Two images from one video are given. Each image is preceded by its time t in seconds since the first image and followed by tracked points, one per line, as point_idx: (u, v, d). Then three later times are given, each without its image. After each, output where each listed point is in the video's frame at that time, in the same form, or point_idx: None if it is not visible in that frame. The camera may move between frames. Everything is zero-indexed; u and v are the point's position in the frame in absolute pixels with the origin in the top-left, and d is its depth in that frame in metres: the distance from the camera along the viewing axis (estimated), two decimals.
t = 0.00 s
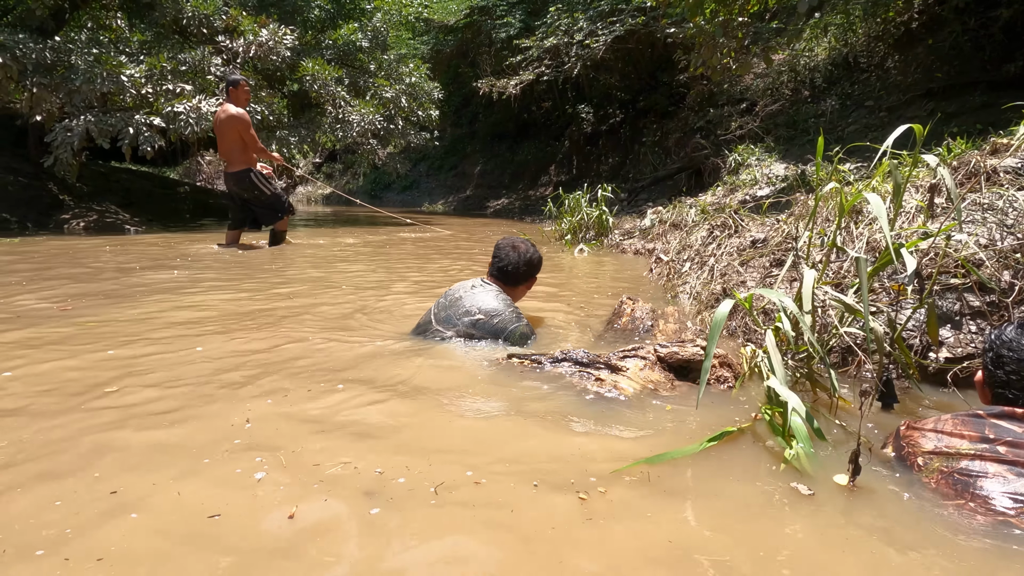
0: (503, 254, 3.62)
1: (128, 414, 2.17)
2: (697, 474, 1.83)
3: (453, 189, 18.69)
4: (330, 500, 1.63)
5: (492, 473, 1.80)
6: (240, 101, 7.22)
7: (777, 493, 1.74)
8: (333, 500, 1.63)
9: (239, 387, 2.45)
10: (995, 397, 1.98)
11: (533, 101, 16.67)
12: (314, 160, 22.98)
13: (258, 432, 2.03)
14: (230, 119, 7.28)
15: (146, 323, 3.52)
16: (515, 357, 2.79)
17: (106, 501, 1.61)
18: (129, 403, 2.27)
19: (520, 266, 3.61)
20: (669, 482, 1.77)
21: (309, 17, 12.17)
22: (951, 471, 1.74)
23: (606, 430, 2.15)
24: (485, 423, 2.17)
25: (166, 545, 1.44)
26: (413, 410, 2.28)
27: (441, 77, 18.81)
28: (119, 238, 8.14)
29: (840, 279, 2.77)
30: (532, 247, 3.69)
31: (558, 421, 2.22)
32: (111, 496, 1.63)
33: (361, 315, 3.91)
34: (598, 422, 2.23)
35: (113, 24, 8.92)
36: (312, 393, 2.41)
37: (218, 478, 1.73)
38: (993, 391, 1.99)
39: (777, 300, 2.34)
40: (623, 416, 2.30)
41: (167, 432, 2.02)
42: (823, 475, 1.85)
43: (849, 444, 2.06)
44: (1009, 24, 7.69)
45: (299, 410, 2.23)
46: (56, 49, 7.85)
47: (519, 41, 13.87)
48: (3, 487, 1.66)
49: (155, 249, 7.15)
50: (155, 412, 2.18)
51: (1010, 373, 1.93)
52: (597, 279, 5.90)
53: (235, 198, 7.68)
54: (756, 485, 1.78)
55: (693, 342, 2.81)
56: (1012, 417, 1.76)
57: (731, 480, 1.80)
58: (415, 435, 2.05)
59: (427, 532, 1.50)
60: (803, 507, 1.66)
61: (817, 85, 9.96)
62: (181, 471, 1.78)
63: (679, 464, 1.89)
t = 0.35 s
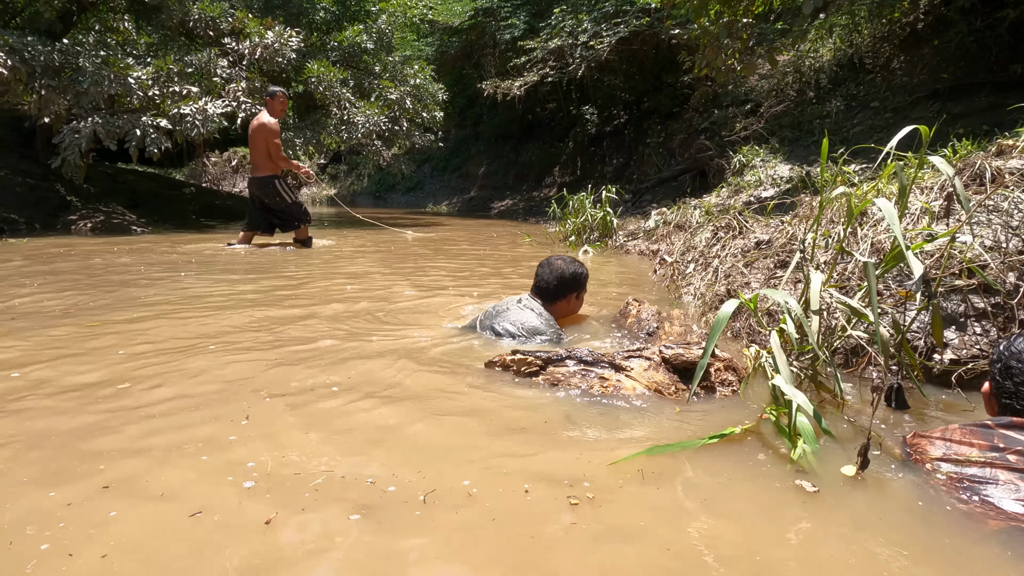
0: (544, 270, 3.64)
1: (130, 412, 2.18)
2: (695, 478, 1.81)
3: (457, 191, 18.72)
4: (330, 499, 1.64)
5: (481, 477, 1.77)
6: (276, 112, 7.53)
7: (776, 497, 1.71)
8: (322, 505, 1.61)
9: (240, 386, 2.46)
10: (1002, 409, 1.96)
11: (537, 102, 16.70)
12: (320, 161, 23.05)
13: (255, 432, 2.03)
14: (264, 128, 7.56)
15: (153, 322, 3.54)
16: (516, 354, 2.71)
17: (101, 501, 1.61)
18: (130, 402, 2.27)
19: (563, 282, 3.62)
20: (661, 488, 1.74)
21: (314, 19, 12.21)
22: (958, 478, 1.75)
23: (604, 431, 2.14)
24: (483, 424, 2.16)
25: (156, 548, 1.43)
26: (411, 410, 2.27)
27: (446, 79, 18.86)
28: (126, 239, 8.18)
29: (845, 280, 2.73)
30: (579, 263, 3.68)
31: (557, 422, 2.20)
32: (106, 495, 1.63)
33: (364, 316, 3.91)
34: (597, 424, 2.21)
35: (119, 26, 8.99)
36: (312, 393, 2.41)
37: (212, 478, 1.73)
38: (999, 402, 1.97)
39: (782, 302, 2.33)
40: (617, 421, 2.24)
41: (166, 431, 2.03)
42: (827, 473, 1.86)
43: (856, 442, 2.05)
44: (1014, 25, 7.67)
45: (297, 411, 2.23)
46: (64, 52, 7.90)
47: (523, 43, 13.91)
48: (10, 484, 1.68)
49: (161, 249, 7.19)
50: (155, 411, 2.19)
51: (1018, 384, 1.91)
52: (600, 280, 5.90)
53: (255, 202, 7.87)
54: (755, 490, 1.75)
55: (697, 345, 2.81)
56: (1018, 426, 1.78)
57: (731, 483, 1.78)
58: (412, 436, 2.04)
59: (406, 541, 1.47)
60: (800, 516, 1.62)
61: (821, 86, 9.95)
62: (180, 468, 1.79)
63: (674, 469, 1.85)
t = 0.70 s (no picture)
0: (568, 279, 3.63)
1: (124, 412, 2.18)
2: (687, 482, 1.80)
3: (459, 191, 18.76)
4: (319, 501, 1.64)
5: (466, 482, 1.76)
6: (304, 116, 8.14)
7: (767, 502, 1.70)
8: (306, 509, 1.60)
9: (234, 386, 2.47)
10: (991, 422, 1.96)
11: (539, 103, 16.71)
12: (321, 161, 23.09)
13: (245, 434, 2.03)
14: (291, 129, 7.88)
15: (152, 322, 3.56)
16: (510, 357, 2.75)
17: (88, 503, 1.61)
18: (124, 402, 2.28)
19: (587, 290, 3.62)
20: (650, 495, 1.72)
21: (316, 20, 12.23)
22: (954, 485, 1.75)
23: (595, 433, 2.14)
24: (475, 426, 2.16)
25: (139, 550, 1.43)
26: (403, 412, 2.26)
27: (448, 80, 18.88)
28: (128, 239, 8.21)
29: (843, 283, 2.73)
30: (600, 268, 3.66)
31: (549, 425, 2.20)
32: (98, 495, 1.65)
33: (362, 317, 3.92)
34: (589, 426, 2.21)
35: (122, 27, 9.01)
36: (306, 393, 2.42)
37: (198, 480, 1.73)
38: (989, 415, 1.97)
39: (779, 304, 2.34)
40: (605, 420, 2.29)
41: (158, 432, 2.03)
42: (823, 475, 1.86)
43: (854, 444, 2.05)
44: (1016, 25, 7.67)
45: (290, 412, 2.23)
46: (67, 53, 7.93)
47: (525, 44, 13.93)
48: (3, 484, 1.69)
49: (162, 250, 7.21)
50: (149, 412, 2.20)
51: (1006, 397, 1.92)
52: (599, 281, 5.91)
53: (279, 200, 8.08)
54: (747, 495, 1.73)
55: (691, 348, 2.80)
56: (1006, 438, 1.77)
57: (725, 486, 1.78)
58: (404, 437, 2.05)
59: (382, 548, 1.46)
60: (790, 523, 1.60)
61: (823, 87, 9.95)
62: (172, 468, 1.80)
63: (664, 475, 1.83)
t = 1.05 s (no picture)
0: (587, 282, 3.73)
1: (118, 413, 2.18)
2: (685, 486, 1.79)
3: (459, 191, 18.77)
4: (316, 501, 1.65)
5: (458, 484, 1.76)
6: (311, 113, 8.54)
7: (764, 507, 1.69)
8: (296, 512, 1.59)
9: (230, 387, 2.46)
10: (995, 435, 1.96)
11: (539, 103, 16.72)
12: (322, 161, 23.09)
13: (238, 435, 2.02)
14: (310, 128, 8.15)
15: (153, 323, 3.57)
16: (506, 360, 2.82)
17: (82, 504, 1.61)
18: (123, 403, 2.28)
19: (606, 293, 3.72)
20: (644, 499, 1.71)
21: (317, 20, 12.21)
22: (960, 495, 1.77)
23: (591, 433, 2.14)
24: (472, 426, 2.16)
25: (131, 553, 1.43)
26: (398, 413, 2.26)
27: (448, 80, 18.88)
28: (129, 239, 8.21)
29: (843, 286, 2.73)
30: (619, 271, 3.74)
31: (544, 426, 2.20)
32: (100, 495, 1.66)
33: (361, 317, 3.92)
34: (584, 428, 2.21)
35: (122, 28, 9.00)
36: (302, 394, 2.41)
37: (193, 482, 1.73)
38: (993, 429, 1.98)
39: (780, 309, 2.35)
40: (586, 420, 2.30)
41: (152, 433, 2.03)
42: (826, 477, 1.87)
43: (857, 448, 2.06)
44: (1017, 26, 7.68)
45: (284, 413, 2.22)
46: (68, 53, 7.94)
47: (526, 44, 13.94)
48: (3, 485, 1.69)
49: (163, 250, 7.21)
50: (144, 413, 2.19)
51: (1011, 411, 1.92)
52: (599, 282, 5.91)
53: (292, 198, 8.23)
54: (744, 499, 1.73)
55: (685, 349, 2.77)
56: (1010, 453, 1.82)
57: (725, 491, 1.78)
58: (403, 437, 2.05)
59: (367, 552, 1.45)
60: (786, 529, 1.59)
61: (823, 88, 9.96)
62: (172, 468, 1.80)
63: (658, 479, 1.83)
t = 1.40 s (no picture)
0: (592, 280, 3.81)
1: (102, 411, 2.17)
2: (668, 485, 1.79)
3: (457, 191, 18.77)
4: (301, 498, 1.65)
5: (437, 485, 1.75)
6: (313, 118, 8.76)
7: (746, 507, 1.69)
8: (268, 511, 1.59)
9: (216, 386, 2.45)
10: (985, 433, 1.97)
11: (536, 103, 16.72)
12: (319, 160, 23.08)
13: (219, 435, 2.01)
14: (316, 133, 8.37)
15: (148, 321, 3.58)
16: (498, 356, 2.82)
17: (70, 499, 1.62)
18: (115, 400, 2.30)
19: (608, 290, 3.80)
20: (622, 500, 1.70)
21: (314, 19, 12.19)
22: (948, 492, 1.78)
23: (579, 431, 2.16)
24: (461, 424, 2.17)
25: (115, 547, 1.43)
26: (383, 412, 2.25)
27: (446, 80, 18.88)
28: (124, 238, 8.20)
29: (836, 285, 2.74)
30: (621, 268, 3.83)
31: (530, 425, 2.19)
32: (88, 490, 1.67)
33: (353, 316, 3.91)
34: (571, 426, 2.20)
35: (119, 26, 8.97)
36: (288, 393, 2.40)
37: (179, 478, 1.74)
38: (981, 426, 1.99)
39: (772, 308, 2.36)
40: (575, 412, 2.35)
41: (134, 431, 2.02)
42: (817, 474, 1.88)
43: (846, 445, 2.07)
44: (1012, 28, 7.71)
45: (269, 411, 2.21)
46: (64, 51, 7.92)
47: (523, 44, 13.96)
48: None
49: (158, 249, 7.21)
50: (128, 411, 2.18)
51: (999, 408, 1.94)
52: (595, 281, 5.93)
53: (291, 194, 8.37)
54: (724, 499, 1.73)
55: (675, 346, 2.81)
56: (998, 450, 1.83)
57: (710, 489, 1.78)
58: (391, 434, 2.06)
59: (337, 552, 1.44)
60: (762, 530, 1.58)
61: (819, 89, 9.98)
62: (160, 463, 1.81)
63: (640, 479, 1.82)
